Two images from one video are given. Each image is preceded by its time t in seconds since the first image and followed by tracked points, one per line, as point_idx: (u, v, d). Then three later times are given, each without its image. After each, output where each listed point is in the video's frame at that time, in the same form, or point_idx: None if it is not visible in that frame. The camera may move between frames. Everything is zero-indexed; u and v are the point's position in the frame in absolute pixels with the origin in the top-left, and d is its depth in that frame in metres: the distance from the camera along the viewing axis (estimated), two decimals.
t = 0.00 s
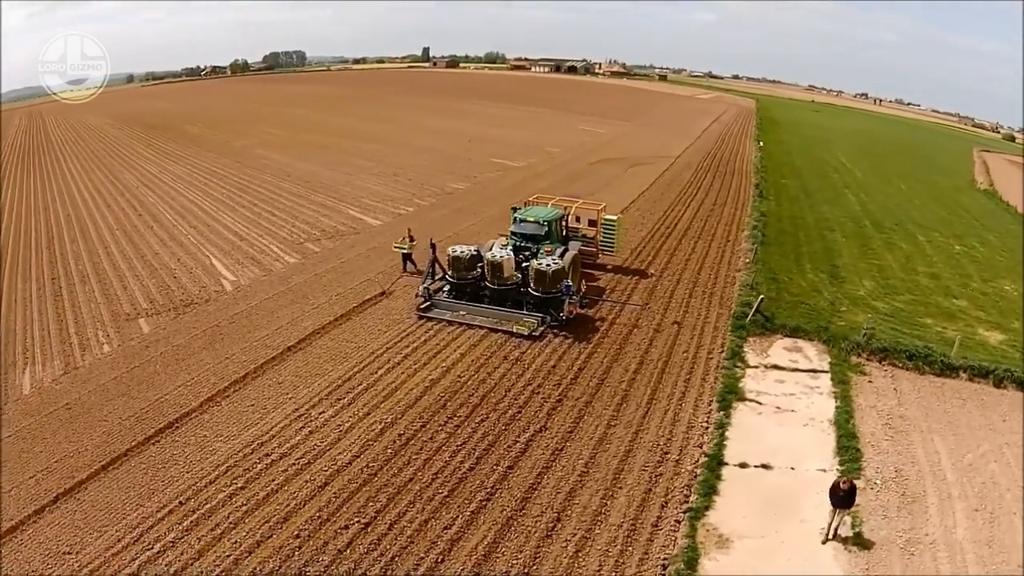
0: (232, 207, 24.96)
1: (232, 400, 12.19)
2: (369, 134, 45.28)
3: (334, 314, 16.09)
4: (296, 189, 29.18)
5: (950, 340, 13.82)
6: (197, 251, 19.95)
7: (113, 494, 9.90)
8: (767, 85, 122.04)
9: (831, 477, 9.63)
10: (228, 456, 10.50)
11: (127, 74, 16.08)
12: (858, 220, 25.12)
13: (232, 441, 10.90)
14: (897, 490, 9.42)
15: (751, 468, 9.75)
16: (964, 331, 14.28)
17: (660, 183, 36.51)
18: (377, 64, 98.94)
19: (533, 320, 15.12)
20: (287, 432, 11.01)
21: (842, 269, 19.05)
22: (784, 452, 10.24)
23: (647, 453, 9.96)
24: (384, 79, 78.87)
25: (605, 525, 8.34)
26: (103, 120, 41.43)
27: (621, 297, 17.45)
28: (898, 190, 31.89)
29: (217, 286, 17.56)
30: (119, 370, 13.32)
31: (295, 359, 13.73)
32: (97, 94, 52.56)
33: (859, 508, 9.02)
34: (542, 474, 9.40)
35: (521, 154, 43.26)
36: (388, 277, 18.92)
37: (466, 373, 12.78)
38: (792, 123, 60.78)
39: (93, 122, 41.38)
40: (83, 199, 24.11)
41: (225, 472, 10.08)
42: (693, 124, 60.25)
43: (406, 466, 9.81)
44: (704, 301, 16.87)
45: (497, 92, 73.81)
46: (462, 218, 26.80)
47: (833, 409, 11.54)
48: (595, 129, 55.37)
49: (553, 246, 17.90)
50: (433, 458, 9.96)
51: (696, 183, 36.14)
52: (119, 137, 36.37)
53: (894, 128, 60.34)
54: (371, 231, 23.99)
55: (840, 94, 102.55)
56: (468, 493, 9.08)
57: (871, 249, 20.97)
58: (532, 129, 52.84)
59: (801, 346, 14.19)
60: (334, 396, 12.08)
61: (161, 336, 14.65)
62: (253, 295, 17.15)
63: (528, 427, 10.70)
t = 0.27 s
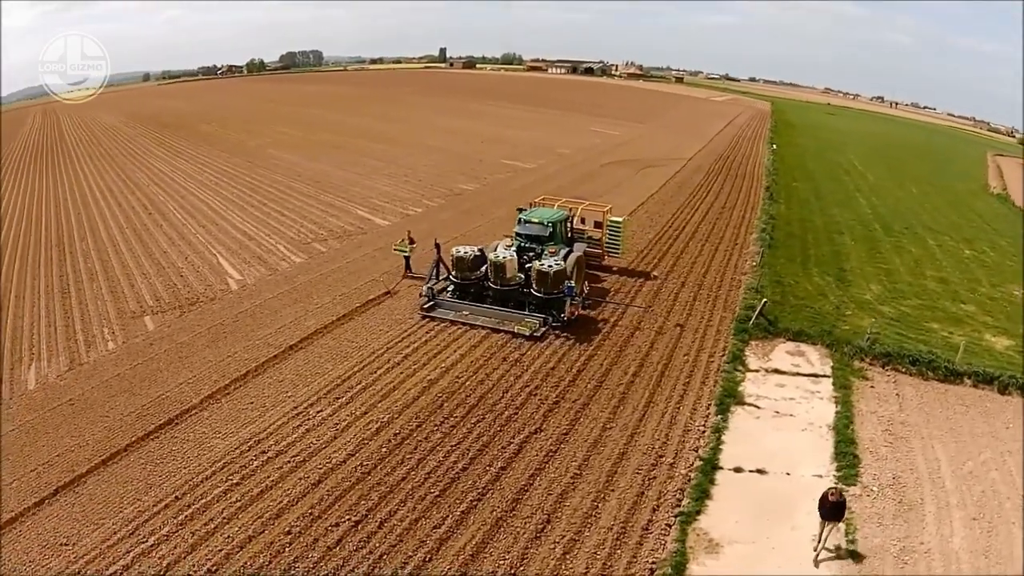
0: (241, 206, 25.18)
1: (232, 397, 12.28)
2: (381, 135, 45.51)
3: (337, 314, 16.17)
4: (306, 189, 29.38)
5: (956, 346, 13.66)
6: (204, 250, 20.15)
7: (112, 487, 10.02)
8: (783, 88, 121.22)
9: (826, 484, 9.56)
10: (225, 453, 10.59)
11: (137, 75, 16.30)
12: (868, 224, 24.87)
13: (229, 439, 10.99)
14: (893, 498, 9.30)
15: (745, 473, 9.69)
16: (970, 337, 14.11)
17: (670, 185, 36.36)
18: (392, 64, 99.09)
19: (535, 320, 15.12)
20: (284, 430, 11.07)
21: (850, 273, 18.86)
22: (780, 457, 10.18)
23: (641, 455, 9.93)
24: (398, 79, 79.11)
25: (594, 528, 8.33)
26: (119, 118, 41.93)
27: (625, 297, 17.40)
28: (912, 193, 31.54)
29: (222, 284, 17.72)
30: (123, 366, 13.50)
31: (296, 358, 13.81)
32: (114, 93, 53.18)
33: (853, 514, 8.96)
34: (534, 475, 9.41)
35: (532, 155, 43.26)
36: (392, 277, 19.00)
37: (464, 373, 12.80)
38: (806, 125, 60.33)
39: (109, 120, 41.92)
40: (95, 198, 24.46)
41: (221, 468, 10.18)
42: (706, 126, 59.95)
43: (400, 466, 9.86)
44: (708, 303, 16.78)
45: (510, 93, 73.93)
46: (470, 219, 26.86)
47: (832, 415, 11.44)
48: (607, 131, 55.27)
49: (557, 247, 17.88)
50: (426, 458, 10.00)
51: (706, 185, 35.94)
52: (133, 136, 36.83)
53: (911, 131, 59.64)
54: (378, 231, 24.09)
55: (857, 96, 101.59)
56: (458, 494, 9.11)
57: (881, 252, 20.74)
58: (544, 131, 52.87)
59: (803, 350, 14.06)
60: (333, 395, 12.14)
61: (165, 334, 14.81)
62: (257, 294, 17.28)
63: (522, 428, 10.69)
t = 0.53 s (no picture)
0: (250, 206, 25.38)
1: (231, 395, 12.37)
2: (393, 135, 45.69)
3: (340, 313, 16.24)
4: (315, 189, 29.55)
5: (961, 352, 13.52)
6: (212, 249, 20.33)
7: (110, 481, 10.14)
8: (799, 90, 120.35)
9: (821, 490, 9.49)
10: (222, 450, 10.68)
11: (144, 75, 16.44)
12: (878, 227, 24.60)
13: (226, 436, 11.07)
14: (890, 505, 9.20)
15: (740, 478, 9.63)
16: (977, 343, 13.96)
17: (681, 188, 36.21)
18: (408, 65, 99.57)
19: (536, 321, 15.11)
20: (281, 428, 11.14)
21: (858, 277, 18.70)
22: (776, 462, 10.11)
23: (635, 458, 9.89)
24: (412, 80, 79.35)
25: (583, 531, 8.33)
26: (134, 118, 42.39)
27: (629, 299, 17.35)
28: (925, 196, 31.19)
29: (228, 283, 17.86)
30: (126, 363, 13.64)
31: (297, 357, 13.88)
32: (130, 92, 53.78)
33: (846, 522, 8.85)
34: (526, 476, 9.41)
35: (543, 157, 43.26)
36: (397, 277, 19.06)
37: (463, 374, 12.81)
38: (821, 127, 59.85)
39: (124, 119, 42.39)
40: (107, 197, 24.77)
41: (217, 465, 10.26)
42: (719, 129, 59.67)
43: (393, 465, 9.90)
44: (712, 306, 16.69)
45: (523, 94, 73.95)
46: (477, 220, 26.90)
47: (832, 420, 11.34)
48: (619, 133, 55.15)
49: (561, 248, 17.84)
50: (419, 458, 10.03)
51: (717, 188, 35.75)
52: (147, 135, 37.22)
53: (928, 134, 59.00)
54: (385, 232, 24.19)
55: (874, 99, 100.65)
56: (449, 494, 9.14)
57: (890, 256, 20.55)
58: (556, 132, 52.84)
59: (806, 355, 13.94)
60: (331, 394, 12.20)
61: (169, 332, 14.95)
62: (262, 293, 17.40)
63: (517, 429, 10.69)
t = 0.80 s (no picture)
0: (259, 205, 25.56)
1: (230, 393, 12.45)
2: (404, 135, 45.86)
3: (342, 313, 16.30)
4: (324, 189, 29.71)
5: (966, 358, 13.36)
6: (218, 248, 20.49)
7: (107, 476, 10.24)
8: (815, 93, 119.42)
9: (815, 497, 9.40)
10: (218, 446, 10.75)
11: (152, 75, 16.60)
12: (888, 231, 24.33)
13: (223, 433, 11.15)
14: (884, 513, 9.08)
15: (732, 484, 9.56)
16: (982, 349, 13.78)
17: (691, 190, 36.03)
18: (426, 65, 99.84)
19: (538, 321, 15.09)
20: (277, 426, 11.20)
21: (864, 281, 18.50)
22: (770, 468, 10.06)
23: (628, 462, 9.84)
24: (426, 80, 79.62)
25: (571, 535, 8.32)
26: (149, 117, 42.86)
27: (631, 301, 17.28)
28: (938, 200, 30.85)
29: (233, 282, 17.99)
30: (129, 360, 13.77)
31: (297, 356, 13.95)
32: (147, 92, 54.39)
33: (838, 530, 8.75)
34: (516, 479, 9.40)
35: (553, 158, 43.23)
36: (400, 277, 19.11)
37: (460, 374, 12.82)
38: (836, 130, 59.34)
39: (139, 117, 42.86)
40: (118, 196, 25.05)
41: (213, 461, 10.34)
42: (732, 131, 59.34)
43: (386, 464, 9.93)
44: (715, 309, 16.58)
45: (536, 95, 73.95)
46: (484, 221, 26.92)
47: (830, 426, 11.23)
48: (631, 134, 55.00)
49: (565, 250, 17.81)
50: (411, 458, 10.05)
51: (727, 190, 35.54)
52: (161, 134, 37.61)
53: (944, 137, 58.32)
54: (391, 232, 24.27)
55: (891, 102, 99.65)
56: (439, 494, 9.16)
57: (898, 260, 20.32)
58: (568, 133, 52.77)
59: (807, 359, 13.81)
60: (328, 393, 12.24)
61: (172, 330, 15.07)
62: (266, 292, 17.51)
63: (510, 430, 10.68)
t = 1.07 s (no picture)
0: (266, 205, 25.72)
1: (228, 391, 12.52)
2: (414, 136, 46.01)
3: (343, 313, 16.35)
4: (332, 189, 29.84)
5: (969, 364, 13.18)
6: (224, 247, 20.63)
7: (104, 470, 10.33)
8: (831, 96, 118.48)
9: (808, 504, 9.31)
10: (213, 443, 10.81)
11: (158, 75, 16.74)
12: (897, 234, 24.06)
13: (219, 430, 11.21)
14: (879, 521, 8.95)
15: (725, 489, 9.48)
16: (986, 356, 13.60)
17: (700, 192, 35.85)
18: (441, 66, 100.12)
19: (538, 322, 15.06)
20: (273, 424, 11.23)
21: (871, 285, 18.31)
22: (764, 474, 9.97)
23: (620, 464, 9.78)
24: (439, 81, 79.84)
25: (558, 537, 8.29)
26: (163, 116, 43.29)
27: (634, 303, 17.19)
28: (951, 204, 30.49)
29: (237, 281, 18.10)
30: (130, 357, 13.88)
31: (296, 355, 14.00)
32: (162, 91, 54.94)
33: (829, 538, 8.64)
34: (506, 480, 9.37)
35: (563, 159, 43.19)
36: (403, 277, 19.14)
37: (457, 375, 12.81)
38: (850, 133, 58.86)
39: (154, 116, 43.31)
40: (128, 194, 25.30)
41: (208, 457, 10.39)
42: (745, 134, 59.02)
43: (377, 463, 9.93)
44: (717, 312, 16.46)
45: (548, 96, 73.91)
46: (491, 222, 26.92)
47: (828, 431, 11.11)
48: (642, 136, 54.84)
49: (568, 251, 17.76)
50: (403, 457, 10.04)
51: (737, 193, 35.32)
52: (173, 133, 37.97)
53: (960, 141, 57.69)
54: (397, 232, 24.33)
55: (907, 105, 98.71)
56: (428, 494, 9.15)
57: (906, 264, 20.10)
58: (578, 135, 52.70)
59: (808, 364, 13.67)
60: (325, 392, 12.26)
61: (175, 328, 15.19)
62: (269, 291, 17.60)
63: (503, 432, 10.64)
